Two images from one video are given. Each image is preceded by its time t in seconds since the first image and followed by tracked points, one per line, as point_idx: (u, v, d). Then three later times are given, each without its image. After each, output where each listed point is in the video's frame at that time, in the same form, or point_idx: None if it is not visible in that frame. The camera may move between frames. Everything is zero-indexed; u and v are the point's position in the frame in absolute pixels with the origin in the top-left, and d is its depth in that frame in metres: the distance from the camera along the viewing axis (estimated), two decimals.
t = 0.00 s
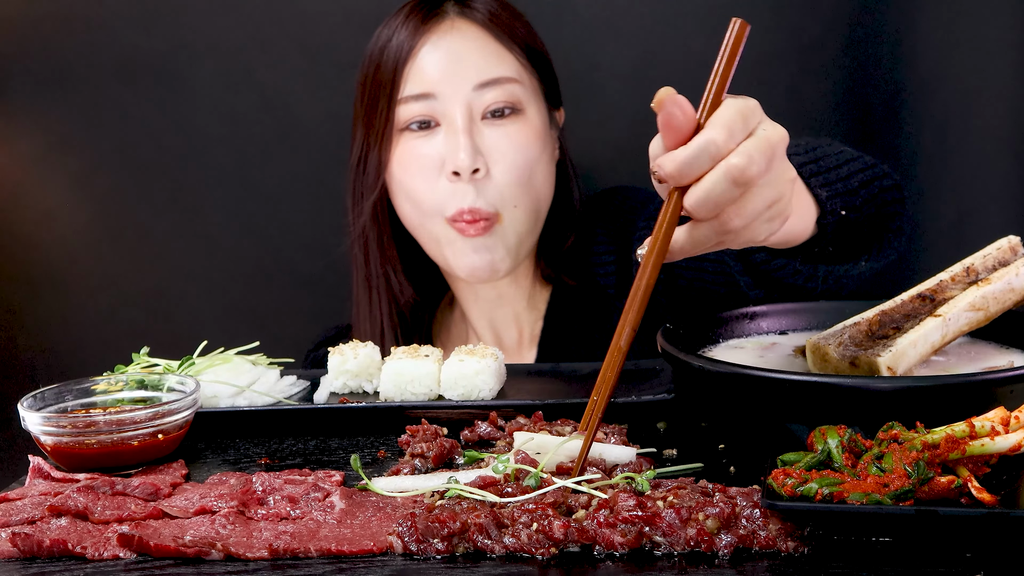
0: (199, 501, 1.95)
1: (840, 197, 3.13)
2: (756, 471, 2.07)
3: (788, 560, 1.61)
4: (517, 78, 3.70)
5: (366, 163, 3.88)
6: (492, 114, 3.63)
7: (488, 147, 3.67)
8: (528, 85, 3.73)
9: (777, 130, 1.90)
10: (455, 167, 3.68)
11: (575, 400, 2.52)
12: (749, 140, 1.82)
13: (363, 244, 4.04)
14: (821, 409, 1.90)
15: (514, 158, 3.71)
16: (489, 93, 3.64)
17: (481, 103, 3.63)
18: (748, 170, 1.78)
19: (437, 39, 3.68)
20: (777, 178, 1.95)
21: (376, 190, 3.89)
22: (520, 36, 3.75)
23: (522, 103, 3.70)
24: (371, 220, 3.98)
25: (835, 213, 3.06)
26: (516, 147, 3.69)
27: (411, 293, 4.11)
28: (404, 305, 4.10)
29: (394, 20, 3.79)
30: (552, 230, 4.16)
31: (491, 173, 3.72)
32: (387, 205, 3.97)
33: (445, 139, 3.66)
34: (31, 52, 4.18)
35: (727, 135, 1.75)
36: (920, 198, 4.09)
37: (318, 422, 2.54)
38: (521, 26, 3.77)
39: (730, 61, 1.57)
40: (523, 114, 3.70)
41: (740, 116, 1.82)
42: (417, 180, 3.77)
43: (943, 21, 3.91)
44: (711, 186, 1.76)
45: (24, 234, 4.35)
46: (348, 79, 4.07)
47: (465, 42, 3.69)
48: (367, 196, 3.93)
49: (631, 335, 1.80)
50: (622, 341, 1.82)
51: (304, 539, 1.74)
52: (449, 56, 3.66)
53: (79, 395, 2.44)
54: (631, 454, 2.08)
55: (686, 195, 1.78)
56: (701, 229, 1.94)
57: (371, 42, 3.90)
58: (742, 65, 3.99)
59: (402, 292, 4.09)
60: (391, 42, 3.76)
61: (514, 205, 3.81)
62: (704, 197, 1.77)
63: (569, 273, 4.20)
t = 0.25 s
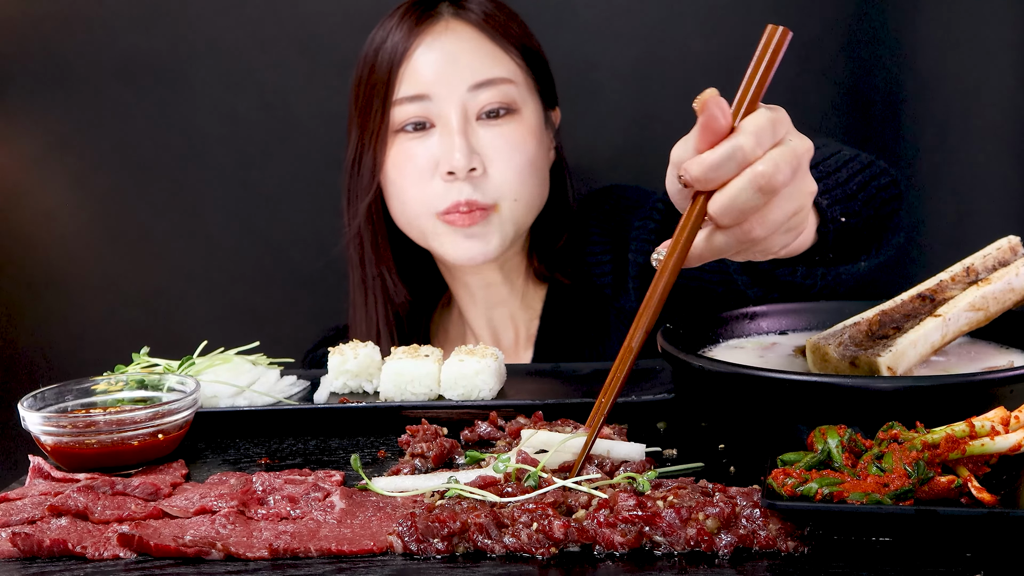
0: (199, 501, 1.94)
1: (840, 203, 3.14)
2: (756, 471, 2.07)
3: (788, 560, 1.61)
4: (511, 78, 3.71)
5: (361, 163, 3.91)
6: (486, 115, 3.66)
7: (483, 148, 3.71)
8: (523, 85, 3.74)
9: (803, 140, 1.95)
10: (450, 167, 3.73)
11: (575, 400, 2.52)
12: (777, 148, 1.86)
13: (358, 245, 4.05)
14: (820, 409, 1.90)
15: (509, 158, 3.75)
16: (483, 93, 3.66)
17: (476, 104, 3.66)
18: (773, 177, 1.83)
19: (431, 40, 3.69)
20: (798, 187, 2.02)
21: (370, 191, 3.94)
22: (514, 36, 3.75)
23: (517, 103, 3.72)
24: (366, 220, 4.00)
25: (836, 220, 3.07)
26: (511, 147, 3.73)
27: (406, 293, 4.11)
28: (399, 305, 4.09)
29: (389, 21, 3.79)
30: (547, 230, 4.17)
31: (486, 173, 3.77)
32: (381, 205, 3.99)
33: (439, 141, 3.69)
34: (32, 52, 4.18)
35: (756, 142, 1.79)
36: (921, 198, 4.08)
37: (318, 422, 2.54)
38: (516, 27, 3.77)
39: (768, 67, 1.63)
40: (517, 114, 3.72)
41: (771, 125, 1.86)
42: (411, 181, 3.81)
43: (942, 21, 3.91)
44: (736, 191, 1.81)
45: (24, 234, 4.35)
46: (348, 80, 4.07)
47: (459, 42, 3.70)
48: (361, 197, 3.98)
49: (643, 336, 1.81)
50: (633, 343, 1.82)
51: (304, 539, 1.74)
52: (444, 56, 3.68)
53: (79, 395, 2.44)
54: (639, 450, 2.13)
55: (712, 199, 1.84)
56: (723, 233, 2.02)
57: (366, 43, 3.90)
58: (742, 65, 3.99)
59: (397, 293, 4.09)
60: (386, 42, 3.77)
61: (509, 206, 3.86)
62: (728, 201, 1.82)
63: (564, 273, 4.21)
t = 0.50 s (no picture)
0: (199, 501, 1.95)
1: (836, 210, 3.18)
2: (756, 471, 2.07)
3: (788, 560, 1.61)
4: (508, 79, 3.72)
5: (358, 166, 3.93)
6: (482, 117, 3.68)
7: (479, 150, 3.73)
8: (519, 86, 3.74)
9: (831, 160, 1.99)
10: (447, 170, 3.76)
11: (575, 400, 2.53)
12: (808, 168, 1.89)
13: (355, 249, 4.11)
14: (820, 409, 1.90)
15: (506, 160, 3.77)
16: (479, 96, 3.68)
17: (472, 107, 3.68)
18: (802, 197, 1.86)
19: (427, 41, 3.70)
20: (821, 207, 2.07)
21: (368, 195, 3.96)
22: (511, 37, 3.75)
23: (513, 104, 3.73)
24: (363, 224, 4.06)
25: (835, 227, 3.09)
26: (507, 149, 3.75)
27: (404, 296, 4.15)
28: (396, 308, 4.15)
29: (385, 23, 3.80)
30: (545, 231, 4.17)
31: (483, 175, 3.79)
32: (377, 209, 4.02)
33: (436, 143, 3.72)
34: (31, 52, 4.18)
35: (791, 160, 1.82)
36: (921, 198, 4.08)
37: (318, 422, 2.54)
38: (512, 27, 3.77)
39: (807, 84, 1.62)
40: (514, 116, 3.74)
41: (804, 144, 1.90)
42: (408, 183, 3.83)
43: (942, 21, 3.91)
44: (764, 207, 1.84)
45: (24, 234, 4.35)
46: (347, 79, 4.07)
47: (455, 44, 3.70)
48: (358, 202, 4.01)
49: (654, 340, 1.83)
50: (644, 345, 1.85)
51: (304, 539, 1.74)
52: (440, 58, 3.69)
53: (79, 395, 2.45)
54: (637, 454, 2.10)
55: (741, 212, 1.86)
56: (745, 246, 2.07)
57: (363, 44, 3.91)
58: (742, 65, 3.99)
59: (395, 297, 4.14)
60: (382, 44, 3.79)
61: (507, 208, 3.88)
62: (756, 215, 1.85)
63: (563, 273, 4.21)
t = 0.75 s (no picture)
0: (199, 501, 1.95)
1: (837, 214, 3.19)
2: (756, 471, 2.07)
3: (788, 560, 1.61)
4: (507, 79, 3.73)
5: (358, 167, 3.94)
6: (482, 116, 3.68)
7: (479, 149, 3.74)
8: (518, 85, 3.75)
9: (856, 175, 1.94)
10: (447, 169, 3.77)
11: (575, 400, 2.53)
12: (832, 186, 1.86)
13: (354, 249, 4.11)
14: (820, 409, 1.89)
15: (505, 160, 3.78)
16: (479, 95, 3.69)
17: (471, 106, 3.69)
18: (821, 217, 1.83)
19: (426, 41, 3.70)
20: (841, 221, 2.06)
21: (367, 195, 3.97)
22: (510, 37, 3.75)
23: (512, 103, 3.74)
24: (363, 224, 4.07)
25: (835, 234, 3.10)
26: (508, 148, 3.76)
27: (403, 297, 4.16)
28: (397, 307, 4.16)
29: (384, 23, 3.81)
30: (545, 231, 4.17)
31: (483, 173, 3.80)
32: (377, 209, 4.03)
33: (436, 142, 3.73)
34: (32, 52, 4.18)
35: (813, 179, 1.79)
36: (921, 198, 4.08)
37: (318, 422, 2.54)
38: (511, 27, 3.77)
39: (841, 102, 1.62)
40: (513, 115, 3.74)
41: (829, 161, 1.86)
42: (408, 182, 3.84)
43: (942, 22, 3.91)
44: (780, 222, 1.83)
45: (23, 234, 4.35)
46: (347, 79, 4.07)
47: (454, 43, 3.70)
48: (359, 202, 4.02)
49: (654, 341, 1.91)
50: (645, 344, 1.93)
51: (304, 539, 1.74)
52: (439, 58, 3.69)
53: (79, 395, 2.45)
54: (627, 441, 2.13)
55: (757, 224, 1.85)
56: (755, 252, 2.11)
57: (362, 45, 3.92)
58: (741, 65, 3.99)
59: (394, 297, 4.16)
60: (381, 44, 3.80)
61: (506, 208, 3.89)
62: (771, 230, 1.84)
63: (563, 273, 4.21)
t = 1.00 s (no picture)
0: (199, 501, 1.95)
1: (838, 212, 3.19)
2: (756, 471, 2.07)
3: (788, 560, 1.61)
4: (506, 79, 3.73)
5: (357, 167, 3.95)
6: (481, 117, 3.69)
7: (478, 150, 3.74)
8: (517, 86, 3.75)
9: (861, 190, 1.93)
10: (446, 170, 3.77)
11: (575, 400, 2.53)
12: (834, 200, 1.85)
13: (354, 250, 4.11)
14: (820, 409, 1.90)
15: (504, 160, 3.79)
16: (478, 96, 3.69)
17: (470, 107, 3.69)
18: (820, 233, 1.83)
19: (425, 42, 3.70)
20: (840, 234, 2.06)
21: (365, 197, 3.97)
22: (509, 37, 3.75)
23: (511, 104, 3.74)
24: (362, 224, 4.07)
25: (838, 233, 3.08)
26: (506, 149, 3.76)
27: (404, 296, 4.16)
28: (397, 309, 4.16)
29: (384, 23, 3.81)
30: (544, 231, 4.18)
31: (482, 174, 3.80)
32: (376, 209, 4.03)
33: (435, 142, 3.73)
34: (32, 52, 4.18)
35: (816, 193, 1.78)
36: (921, 198, 4.08)
37: (318, 422, 2.54)
38: (510, 28, 3.77)
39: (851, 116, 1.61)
40: (512, 115, 3.74)
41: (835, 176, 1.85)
42: (407, 182, 3.84)
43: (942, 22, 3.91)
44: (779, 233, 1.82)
45: (23, 233, 4.34)
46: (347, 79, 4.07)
47: (453, 44, 3.70)
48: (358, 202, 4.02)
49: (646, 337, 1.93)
50: (637, 340, 1.96)
51: (304, 539, 1.74)
52: (438, 59, 3.69)
53: (79, 395, 2.45)
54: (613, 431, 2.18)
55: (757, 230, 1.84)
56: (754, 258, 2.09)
57: (361, 45, 3.92)
58: (742, 65, 3.99)
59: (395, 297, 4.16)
60: (381, 45, 3.80)
61: (504, 207, 3.90)
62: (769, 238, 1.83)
63: (561, 273, 4.20)
